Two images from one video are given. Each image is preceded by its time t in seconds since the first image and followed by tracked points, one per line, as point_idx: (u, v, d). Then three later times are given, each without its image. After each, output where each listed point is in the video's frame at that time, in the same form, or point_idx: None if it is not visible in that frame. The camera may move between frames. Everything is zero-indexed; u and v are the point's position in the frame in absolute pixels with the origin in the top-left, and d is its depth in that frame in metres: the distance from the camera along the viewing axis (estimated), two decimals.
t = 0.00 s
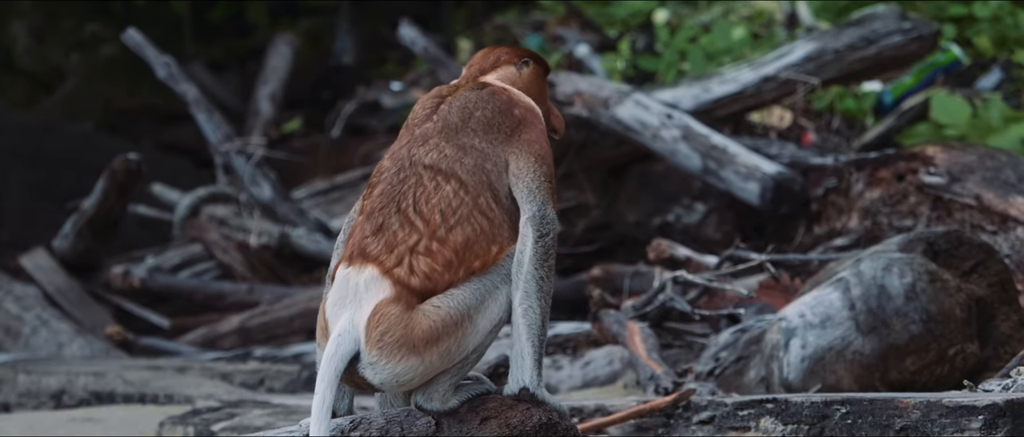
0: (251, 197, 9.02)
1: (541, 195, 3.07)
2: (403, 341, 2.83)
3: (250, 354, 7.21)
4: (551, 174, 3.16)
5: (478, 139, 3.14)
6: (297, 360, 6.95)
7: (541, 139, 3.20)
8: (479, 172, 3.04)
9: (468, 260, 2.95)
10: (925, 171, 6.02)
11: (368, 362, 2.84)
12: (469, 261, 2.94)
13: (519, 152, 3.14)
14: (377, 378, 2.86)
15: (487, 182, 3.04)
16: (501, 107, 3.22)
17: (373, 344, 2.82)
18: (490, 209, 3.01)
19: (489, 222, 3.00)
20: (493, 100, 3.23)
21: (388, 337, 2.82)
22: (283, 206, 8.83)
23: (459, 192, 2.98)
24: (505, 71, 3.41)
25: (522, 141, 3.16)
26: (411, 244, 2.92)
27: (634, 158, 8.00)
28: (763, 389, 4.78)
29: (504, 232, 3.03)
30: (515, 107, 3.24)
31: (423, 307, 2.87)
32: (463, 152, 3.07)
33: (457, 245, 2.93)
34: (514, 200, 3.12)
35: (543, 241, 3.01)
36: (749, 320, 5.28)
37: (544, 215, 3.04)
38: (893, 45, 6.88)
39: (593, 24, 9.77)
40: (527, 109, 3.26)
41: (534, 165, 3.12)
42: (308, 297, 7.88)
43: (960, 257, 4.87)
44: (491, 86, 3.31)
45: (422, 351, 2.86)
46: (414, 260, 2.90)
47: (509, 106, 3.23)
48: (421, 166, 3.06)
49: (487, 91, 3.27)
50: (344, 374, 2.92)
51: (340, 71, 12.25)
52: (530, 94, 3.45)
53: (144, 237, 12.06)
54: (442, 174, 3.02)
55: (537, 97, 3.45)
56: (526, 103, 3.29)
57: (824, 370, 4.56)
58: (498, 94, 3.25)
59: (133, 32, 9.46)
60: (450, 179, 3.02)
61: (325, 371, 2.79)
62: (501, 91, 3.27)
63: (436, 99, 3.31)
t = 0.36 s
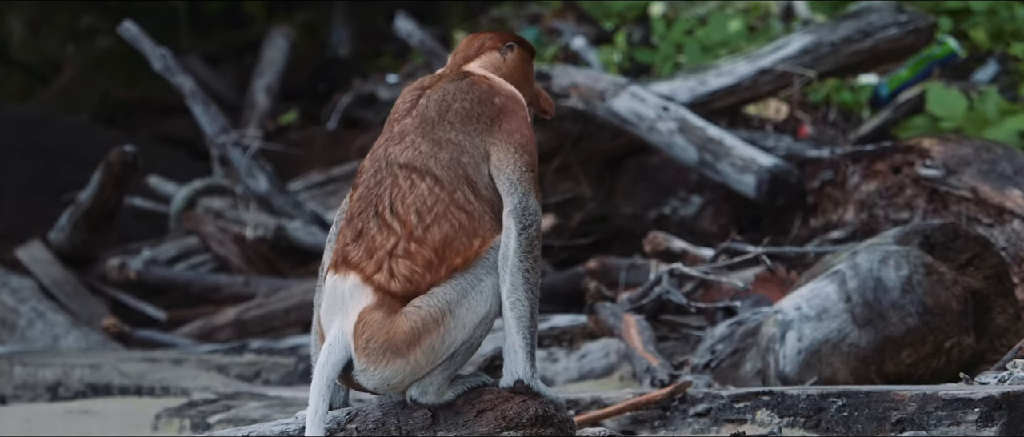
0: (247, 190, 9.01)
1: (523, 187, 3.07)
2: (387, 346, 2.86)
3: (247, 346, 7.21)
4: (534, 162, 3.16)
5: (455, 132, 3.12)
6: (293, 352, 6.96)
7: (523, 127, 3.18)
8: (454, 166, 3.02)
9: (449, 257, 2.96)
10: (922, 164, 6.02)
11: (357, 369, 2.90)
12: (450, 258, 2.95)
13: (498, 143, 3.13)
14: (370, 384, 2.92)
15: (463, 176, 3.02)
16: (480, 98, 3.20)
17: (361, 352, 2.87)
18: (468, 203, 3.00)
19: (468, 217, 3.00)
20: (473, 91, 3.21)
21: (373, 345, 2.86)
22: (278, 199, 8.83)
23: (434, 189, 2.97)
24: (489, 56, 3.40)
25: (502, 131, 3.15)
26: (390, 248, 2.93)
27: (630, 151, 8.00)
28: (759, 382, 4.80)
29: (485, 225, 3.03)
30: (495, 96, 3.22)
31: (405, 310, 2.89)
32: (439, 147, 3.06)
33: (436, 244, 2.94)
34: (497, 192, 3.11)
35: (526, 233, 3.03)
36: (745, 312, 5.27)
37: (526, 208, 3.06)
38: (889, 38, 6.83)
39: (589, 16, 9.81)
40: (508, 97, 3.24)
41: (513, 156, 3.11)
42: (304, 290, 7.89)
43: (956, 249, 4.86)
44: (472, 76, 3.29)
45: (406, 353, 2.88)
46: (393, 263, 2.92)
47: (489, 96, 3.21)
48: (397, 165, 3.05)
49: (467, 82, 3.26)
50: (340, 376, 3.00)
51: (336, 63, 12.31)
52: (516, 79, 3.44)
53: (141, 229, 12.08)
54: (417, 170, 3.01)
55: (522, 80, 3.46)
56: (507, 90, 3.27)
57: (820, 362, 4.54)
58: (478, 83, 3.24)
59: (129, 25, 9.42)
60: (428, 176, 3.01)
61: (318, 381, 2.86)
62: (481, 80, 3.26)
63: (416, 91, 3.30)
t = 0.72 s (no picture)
0: (245, 183, 9.01)
1: (505, 180, 3.04)
2: (373, 345, 2.92)
3: (244, 339, 7.21)
4: (517, 151, 3.11)
5: (433, 126, 3.08)
6: (290, 345, 6.96)
7: (504, 117, 3.12)
8: (429, 161, 2.99)
9: (430, 254, 2.97)
10: (920, 158, 6.02)
11: (350, 370, 2.97)
12: (432, 255, 2.97)
13: (478, 135, 3.09)
14: (364, 383, 2.99)
15: (440, 171, 3.00)
16: (460, 89, 3.14)
17: (351, 353, 2.95)
18: (446, 198, 2.99)
19: (448, 213, 2.99)
20: (453, 83, 3.16)
21: (361, 346, 2.93)
22: (276, 192, 8.78)
23: (410, 187, 2.97)
24: (477, 45, 3.34)
25: (481, 122, 3.10)
26: (371, 248, 2.97)
27: (629, 145, 8.01)
28: (757, 375, 4.80)
29: (466, 218, 3.02)
30: (476, 87, 3.16)
31: (389, 310, 2.93)
32: (415, 143, 3.03)
33: (416, 243, 2.95)
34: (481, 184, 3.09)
35: (510, 226, 3.01)
36: (744, 306, 5.28)
37: (508, 201, 3.03)
38: (887, 32, 6.85)
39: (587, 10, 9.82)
40: (489, 86, 3.17)
41: (493, 147, 3.06)
42: (301, 283, 7.89)
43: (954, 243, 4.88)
44: (454, 67, 3.24)
45: (391, 350, 2.93)
46: (376, 264, 2.97)
47: (469, 87, 3.15)
48: (375, 164, 3.03)
49: (448, 74, 3.20)
50: (341, 375, 3.08)
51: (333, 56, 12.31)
52: (505, 66, 3.37)
53: (138, 221, 12.06)
54: (394, 168, 3.00)
55: (512, 66, 3.39)
56: (488, 78, 3.20)
57: (818, 356, 4.54)
58: (458, 74, 3.18)
59: (128, 19, 9.47)
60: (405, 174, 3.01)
61: (315, 383, 2.92)
62: (463, 71, 3.20)
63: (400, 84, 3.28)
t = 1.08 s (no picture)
0: (245, 177, 9.02)
1: (487, 174, 3.02)
2: (361, 343, 2.95)
3: (244, 334, 7.22)
4: (500, 144, 3.07)
5: (413, 122, 3.07)
6: (290, 339, 6.97)
7: (487, 110, 3.09)
8: (407, 159, 2.99)
9: (412, 250, 2.98)
10: (919, 151, 6.02)
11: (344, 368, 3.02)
12: (413, 251, 2.98)
13: (460, 131, 3.07)
14: (360, 381, 3.03)
15: (418, 168, 3.00)
16: (441, 85, 3.12)
17: (343, 353, 3.00)
18: (425, 195, 2.99)
19: (429, 209, 3.00)
20: (435, 79, 3.14)
21: (350, 346, 2.97)
22: (275, 186, 8.83)
23: (388, 186, 2.98)
24: (467, 37, 3.31)
25: (461, 117, 3.08)
26: (355, 249, 3.00)
27: (629, 139, 8.01)
28: (756, 369, 4.81)
29: (447, 213, 3.03)
30: (458, 81, 3.13)
31: (374, 309, 2.96)
32: (394, 141, 3.03)
33: (398, 239, 2.97)
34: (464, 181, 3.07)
35: (494, 220, 2.99)
36: (743, 300, 5.28)
37: (491, 195, 3.02)
38: (886, 25, 6.84)
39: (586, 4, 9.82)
40: (471, 80, 3.14)
41: (473, 142, 3.05)
42: (301, 277, 7.89)
43: (954, 237, 4.86)
44: (437, 62, 3.22)
45: (379, 348, 2.96)
46: (360, 263, 3.00)
47: (452, 81, 3.13)
48: (356, 164, 3.05)
49: (431, 70, 3.18)
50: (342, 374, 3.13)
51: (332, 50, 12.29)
52: (496, 58, 3.34)
53: (138, 215, 12.07)
54: (373, 168, 3.01)
55: (502, 60, 3.36)
56: (472, 72, 3.17)
57: (817, 350, 4.55)
58: (441, 70, 3.17)
59: (127, 13, 9.46)
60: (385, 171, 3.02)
61: (315, 383, 2.96)
62: (446, 66, 3.17)
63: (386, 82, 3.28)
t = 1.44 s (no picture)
0: (244, 175, 9.01)
1: (467, 174, 3.01)
2: (351, 343, 3.02)
3: (244, 331, 7.22)
4: (481, 143, 3.06)
5: (393, 124, 3.09)
6: (289, 337, 6.97)
7: (468, 110, 3.08)
8: (386, 161, 3.01)
9: (395, 252, 3.01)
10: (918, 148, 6.02)
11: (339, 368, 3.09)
12: (396, 252, 3.01)
13: (441, 132, 3.07)
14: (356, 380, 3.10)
15: (398, 170, 3.01)
16: (423, 86, 3.13)
17: (336, 353, 3.07)
18: (405, 196, 3.01)
19: (410, 210, 3.03)
20: (417, 80, 3.14)
21: (342, 345, 3.04)
22: (275, 184, 8.83)
23: (369, 188, 3.01)
24: (458, 36, 3.31)
25: (442, 118, 3.08)
26: (341, 251, 3.06)
27: (629, 136, 8.01)
28: (756, 366, 4.81)
29: (429, 213, 3.05)
30: (440, 82, 3.13)
31: (362, 310, 3.01)
32: (375, 144, 3.05)
33: (380, 241, 3.01)
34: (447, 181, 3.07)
35: (478, 220, 3.00)
36: (742, 297, 5.28)
37: (473, 195, 3.02)
38: (885, 22, 6.83)
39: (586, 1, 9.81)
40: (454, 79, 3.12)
41: (453, 143, 3.04)
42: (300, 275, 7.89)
43: (954, 233, 4.86)
44: (423, 62, 3.22)
45: (370, 348, 3.01)
46: (347, 265, 3.06)
47: (434, 81, 3.13)
48: (339, 167, 3.09)
49: (415, 71, 3.19)
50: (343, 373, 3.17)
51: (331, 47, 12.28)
52: (487, 55, 3.34)
53: (137, 213, 12.06)
54: (355, 171, 3.04)
55: (492, 58, 3.35)
56: (455, 70, 3.16)
57: (817, 347, 4.54)
58: (424, 70, 3.17)
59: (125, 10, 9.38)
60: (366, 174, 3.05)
61: (313, 385, 2.99)
62: (430, 66, 3.18)
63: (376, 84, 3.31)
